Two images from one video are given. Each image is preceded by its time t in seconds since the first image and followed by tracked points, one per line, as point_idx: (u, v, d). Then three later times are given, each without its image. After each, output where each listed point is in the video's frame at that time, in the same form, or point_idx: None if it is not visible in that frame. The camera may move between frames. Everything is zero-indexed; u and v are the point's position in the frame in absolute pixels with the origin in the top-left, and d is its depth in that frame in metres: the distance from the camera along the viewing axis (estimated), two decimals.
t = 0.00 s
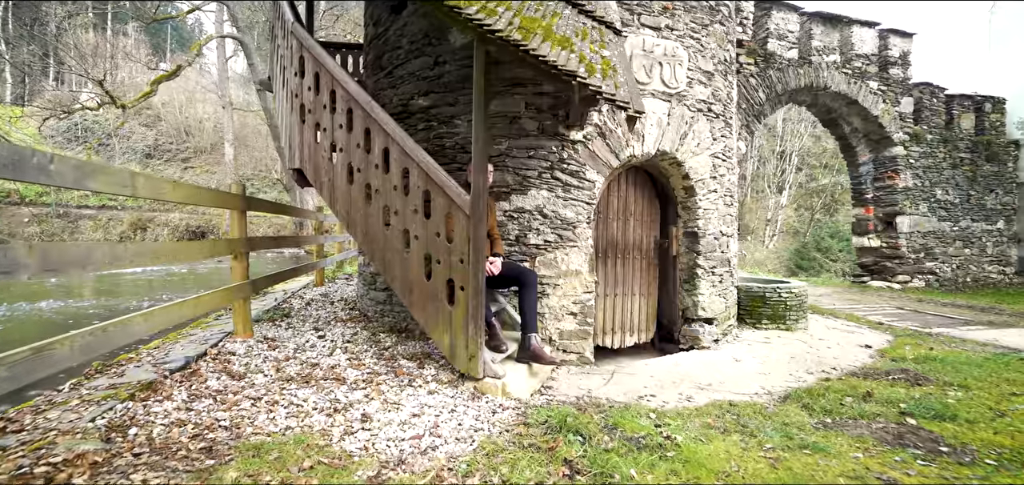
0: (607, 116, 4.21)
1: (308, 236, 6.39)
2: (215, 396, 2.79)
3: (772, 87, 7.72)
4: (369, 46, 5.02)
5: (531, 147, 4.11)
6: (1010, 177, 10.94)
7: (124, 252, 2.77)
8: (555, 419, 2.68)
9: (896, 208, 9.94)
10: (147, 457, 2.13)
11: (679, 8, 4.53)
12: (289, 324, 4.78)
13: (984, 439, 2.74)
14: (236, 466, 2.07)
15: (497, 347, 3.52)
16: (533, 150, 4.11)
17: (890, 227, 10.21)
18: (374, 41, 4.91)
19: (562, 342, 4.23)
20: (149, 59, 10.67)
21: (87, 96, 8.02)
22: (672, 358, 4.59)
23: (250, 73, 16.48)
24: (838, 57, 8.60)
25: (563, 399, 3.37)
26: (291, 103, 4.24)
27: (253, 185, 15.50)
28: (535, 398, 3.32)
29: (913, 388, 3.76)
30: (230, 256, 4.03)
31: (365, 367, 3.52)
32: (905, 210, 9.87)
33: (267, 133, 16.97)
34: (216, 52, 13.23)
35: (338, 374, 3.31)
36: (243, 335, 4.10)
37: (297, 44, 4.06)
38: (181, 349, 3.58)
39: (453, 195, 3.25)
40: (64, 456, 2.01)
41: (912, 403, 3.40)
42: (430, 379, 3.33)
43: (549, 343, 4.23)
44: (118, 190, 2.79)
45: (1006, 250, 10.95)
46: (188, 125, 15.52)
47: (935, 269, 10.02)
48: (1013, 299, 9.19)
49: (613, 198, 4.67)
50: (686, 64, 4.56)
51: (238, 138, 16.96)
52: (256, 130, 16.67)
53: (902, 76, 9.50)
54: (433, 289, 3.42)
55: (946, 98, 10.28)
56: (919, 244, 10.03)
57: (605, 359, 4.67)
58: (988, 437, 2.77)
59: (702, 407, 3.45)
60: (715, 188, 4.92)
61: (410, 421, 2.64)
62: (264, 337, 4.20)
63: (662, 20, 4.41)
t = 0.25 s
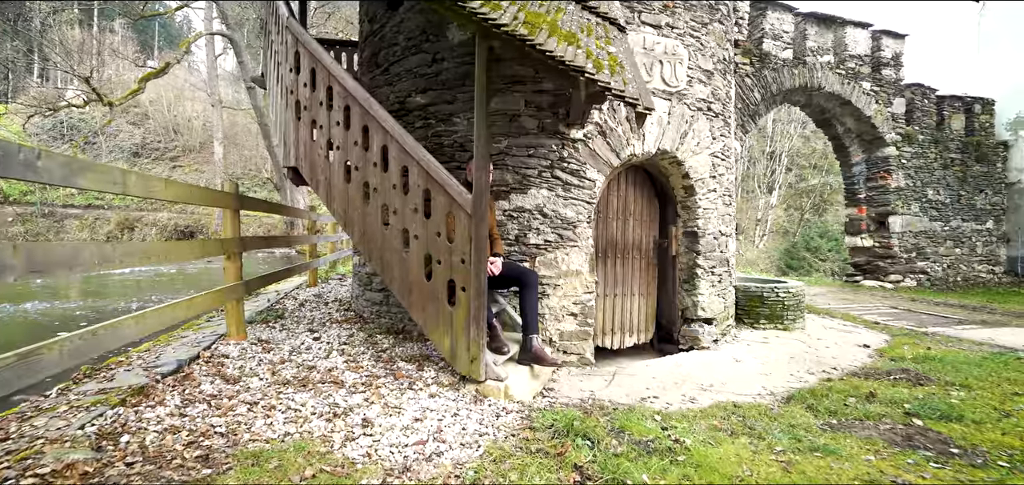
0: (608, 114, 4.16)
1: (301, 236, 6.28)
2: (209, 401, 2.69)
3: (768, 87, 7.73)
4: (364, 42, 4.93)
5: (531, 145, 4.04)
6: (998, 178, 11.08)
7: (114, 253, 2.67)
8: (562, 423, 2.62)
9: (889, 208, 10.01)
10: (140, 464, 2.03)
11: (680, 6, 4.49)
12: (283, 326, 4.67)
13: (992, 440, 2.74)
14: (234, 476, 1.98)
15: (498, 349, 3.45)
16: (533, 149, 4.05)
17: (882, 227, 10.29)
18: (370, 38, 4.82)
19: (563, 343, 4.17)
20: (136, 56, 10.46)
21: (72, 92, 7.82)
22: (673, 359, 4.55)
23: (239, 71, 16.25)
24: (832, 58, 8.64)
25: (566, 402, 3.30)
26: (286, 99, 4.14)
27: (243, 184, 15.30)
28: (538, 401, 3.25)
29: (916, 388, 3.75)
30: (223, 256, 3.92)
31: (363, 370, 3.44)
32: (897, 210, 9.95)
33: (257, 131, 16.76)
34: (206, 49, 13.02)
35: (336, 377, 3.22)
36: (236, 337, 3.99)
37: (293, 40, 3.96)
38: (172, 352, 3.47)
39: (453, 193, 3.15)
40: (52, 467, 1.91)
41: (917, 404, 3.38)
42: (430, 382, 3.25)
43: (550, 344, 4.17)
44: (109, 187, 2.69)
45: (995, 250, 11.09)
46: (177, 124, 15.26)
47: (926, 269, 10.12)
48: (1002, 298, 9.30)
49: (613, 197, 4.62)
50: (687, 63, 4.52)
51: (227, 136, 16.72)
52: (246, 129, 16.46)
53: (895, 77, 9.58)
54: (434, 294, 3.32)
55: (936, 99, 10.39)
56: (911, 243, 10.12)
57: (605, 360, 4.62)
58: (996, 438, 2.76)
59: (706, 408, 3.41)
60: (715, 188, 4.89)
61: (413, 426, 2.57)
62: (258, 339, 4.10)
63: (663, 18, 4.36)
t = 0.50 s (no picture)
0: (609, 114, 4.12)
1: (294, 236, 6.17)
2: (202, 408, 2.61)
3: (763, 88, 7.75)
4: (360, 40, 4.86)
5: (531, 145, 3.99)
6: (986, 179, 11.23)
7: (102, 256, 2.57)
8: (567, 428, 2.57)
9: (880, 209, 10.10)
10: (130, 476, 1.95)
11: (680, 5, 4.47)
12: (276, 328, 4.58)
13: (997, 442, 2.73)
14: None
15: (499, 352, 3.39)
16: (533, 149, 3.99)
17: (874, 227, 10.38)
18: (366, 35, 4.75)
19: (563, 345, 4.12)
20: (123, 52, 10.25)
21: (57, 90, 7.64)
22: (672, 360, 4.52)
23: (229, 69, 16.03)
24: (825, 60, 8.70)
25: (569, 405, 3.26)
26: (280, 97, 4.06)
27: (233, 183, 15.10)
28: (540, 405, 3.21)
29: (916, 389, 3.75)
30: (215, 258, 3.82)
31: (360, 374, 3.36)
32: (889, 211, 10.04)
33: (248, 130, 16.54)
34: (195, 46, 12.82)
35: (333, 383, 3.14)
36: (228, 341, 3.90)
37: (288, 36, 3.88)
38: (163, 357, 3.37)
39: (453, 194, 3.09)
40: (36, 481, 1.82)
41: (918, 405, 3.38)
42: (430, 386, 3.18)
43: (550, 346, 4.12)
44: (97, 187, 2.59)
45: (983, 250, 11.25)
46: (165, 122, 15.02)
47: (917, 269, 10.23)
48: (992, 298, 9.42)
49: (613, 198, 4.59)
50: (687, 63, 4.50)
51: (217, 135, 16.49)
52: (236, 127, 16.24)
53: (887, 79, 9.66)
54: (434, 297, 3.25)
55: (927, 101, 10.50)
56: (902, 244, 10.22)
57: (605, 362, 4.59)
58: (1000, 439, 2.76)
59: (709, 411, 3.38)
60: (714, 189, 4.87)
61: (414, 433, 2.50)
62: (251, 343, 4.00)
63: (663, 18, 4.34)
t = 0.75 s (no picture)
0: (606, 115, 4.09)
1: (284, 237, 6.07)
2: (191, 418, 2.52)
3: (755, 90, 7.80)
4: (353, 38, 4.77)
5: (529, 146, 3.94)
6: (970, 181, 11.44)
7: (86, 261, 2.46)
8: (570, 436, 2.52)
9: (869, 210, 10.23)
10: None
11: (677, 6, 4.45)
12: (267, 332, 4.47)
13: (997, 443, 2.74)
14: None
15: (498, 356, 3.34)
16: (531, 149, 3.95)
17: (862, 228, 10.51)
18: (359, 33, 4.67)
19: (560, 348, 4.08)
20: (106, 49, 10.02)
21: (37, 87, 7.42)
22: (670, 362, 4.51)
23: (215, 66, 15.77)
24: (816, 62, 8.78)
25: (569, 410, 3.22)
26: (272, 95, 3.96)
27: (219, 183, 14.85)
28: (540, 410, 3.16)
29: (912, 389, 3.77)
30: (204, 261, 3.70)
31: (356, 380, 3.29)
32: (877, 212, 10.17)
33: (234, 129, 16.29)
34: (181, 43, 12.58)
35: (328, 389, 3.07)
36: (217, 346, 3.80)
37: (280, 33, 3.79)
38: (149, 363, 3.27)
39: (451, 196, 3.02)
40: None
41: (916, 406, 3.39)
42: (428, 392, 3.12)
43: (547, 348, 4.08)
44: (80, 188, 2.49)
45: (967, 250, 11.45)
46: (149, 120, 14.71)
47: (903, 269, 10.38)
48: (976, 297, 9.59)
49: (610, 199, 4.57)
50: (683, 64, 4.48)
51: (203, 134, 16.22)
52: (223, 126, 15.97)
53: (875, 82, 9.78)
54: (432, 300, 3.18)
55: (913, 104, 10.66)
56: (890, 244, 10.36)
57: (601, 364, 4.57)
58: (999, 441, 2.76)
59: (709, 414, 3.37)
60: (709, 190, 4.87)
61: (413, 442, 2.44)
62: (241, 348, 3.91)
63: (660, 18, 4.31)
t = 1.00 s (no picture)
0: (603, 117, 4.06)
1: (273, 239, 5.96)
2: (179, 429, 2.43)
3: (745, 93, 7.86)
4: (345, 37, 4.69)
5: (525, 147, 3.90)
6: (952, 183, 11.66)
7: (67, 267, 2.36)
8: (572, 444, 2.48)
9: (855, 211, 10.37)
10: None
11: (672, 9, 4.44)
12: (256, 337, 4.37)
13: (994, 445, 2.76)
14: None
15: (496, 361, 3.28)
16: (527, 151, 3.90)
17: (849, 229, 10.65)
18: (351, 32, 4.58)
19: (557, 352, 4.05)
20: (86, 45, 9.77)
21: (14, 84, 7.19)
22: (665, 365, 4.49)
23: (200, 64, 15.49)
24: (804, 66, 8.87)
25: (568, 415, 3.18)
26: (262, 95, 3.86)
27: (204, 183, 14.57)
28: (538, 416, 3.12)
29: (905, 391, 3.80)
30: (191, 264, 3.60)
31: (350, 387, 3.21)
32: (863, 213, 10.31)
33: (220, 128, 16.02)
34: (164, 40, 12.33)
35: (321, 397, 2.99)
36: (205, 352, 3.70)
37: (270, 30, 3.70)
38: (134, 371, 3.16)
39: (449, 198, 2.97)
40: None
41: (910, 408, 3.41)
42: (424, 399, 3.05)
43: (543, 352, 4.04)
44: (62, 191, 2.39)
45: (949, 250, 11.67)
46: (131, 118, 14.39)
47: (889, 269, 10.53)
48: (959, 297, 9.78)
49: (605, 202, 4.55)
50: (679, 67, 4.47)
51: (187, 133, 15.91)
52: (207, 124, 15.70)
53: (861, 85, 9.92)
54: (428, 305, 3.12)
55: (897, 108, 10.84)
56: (875, 245, 10.51)
57: (597, 367, 4.54)
58: (996, 443, 2.78)
59: (708, 417, 3.36)
60: (704, 193, 4.88)
61: (412, 452, 2.38)
62: (230, 354, 3.80)
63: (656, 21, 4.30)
